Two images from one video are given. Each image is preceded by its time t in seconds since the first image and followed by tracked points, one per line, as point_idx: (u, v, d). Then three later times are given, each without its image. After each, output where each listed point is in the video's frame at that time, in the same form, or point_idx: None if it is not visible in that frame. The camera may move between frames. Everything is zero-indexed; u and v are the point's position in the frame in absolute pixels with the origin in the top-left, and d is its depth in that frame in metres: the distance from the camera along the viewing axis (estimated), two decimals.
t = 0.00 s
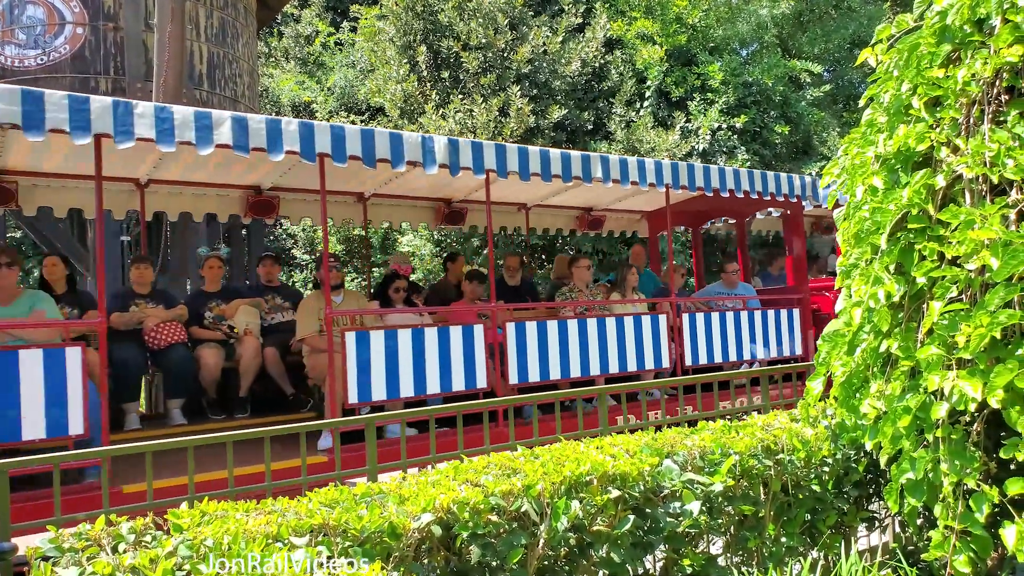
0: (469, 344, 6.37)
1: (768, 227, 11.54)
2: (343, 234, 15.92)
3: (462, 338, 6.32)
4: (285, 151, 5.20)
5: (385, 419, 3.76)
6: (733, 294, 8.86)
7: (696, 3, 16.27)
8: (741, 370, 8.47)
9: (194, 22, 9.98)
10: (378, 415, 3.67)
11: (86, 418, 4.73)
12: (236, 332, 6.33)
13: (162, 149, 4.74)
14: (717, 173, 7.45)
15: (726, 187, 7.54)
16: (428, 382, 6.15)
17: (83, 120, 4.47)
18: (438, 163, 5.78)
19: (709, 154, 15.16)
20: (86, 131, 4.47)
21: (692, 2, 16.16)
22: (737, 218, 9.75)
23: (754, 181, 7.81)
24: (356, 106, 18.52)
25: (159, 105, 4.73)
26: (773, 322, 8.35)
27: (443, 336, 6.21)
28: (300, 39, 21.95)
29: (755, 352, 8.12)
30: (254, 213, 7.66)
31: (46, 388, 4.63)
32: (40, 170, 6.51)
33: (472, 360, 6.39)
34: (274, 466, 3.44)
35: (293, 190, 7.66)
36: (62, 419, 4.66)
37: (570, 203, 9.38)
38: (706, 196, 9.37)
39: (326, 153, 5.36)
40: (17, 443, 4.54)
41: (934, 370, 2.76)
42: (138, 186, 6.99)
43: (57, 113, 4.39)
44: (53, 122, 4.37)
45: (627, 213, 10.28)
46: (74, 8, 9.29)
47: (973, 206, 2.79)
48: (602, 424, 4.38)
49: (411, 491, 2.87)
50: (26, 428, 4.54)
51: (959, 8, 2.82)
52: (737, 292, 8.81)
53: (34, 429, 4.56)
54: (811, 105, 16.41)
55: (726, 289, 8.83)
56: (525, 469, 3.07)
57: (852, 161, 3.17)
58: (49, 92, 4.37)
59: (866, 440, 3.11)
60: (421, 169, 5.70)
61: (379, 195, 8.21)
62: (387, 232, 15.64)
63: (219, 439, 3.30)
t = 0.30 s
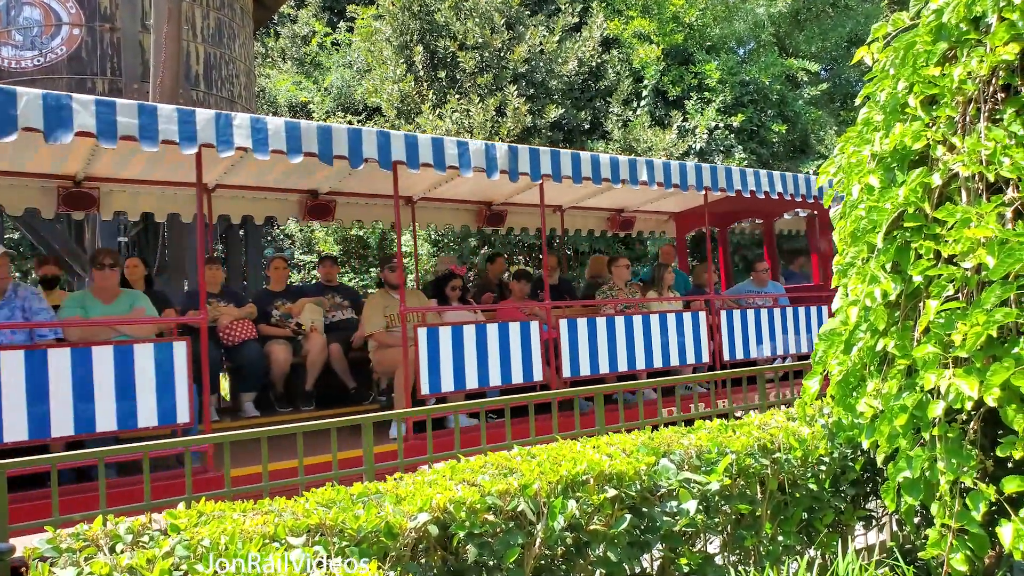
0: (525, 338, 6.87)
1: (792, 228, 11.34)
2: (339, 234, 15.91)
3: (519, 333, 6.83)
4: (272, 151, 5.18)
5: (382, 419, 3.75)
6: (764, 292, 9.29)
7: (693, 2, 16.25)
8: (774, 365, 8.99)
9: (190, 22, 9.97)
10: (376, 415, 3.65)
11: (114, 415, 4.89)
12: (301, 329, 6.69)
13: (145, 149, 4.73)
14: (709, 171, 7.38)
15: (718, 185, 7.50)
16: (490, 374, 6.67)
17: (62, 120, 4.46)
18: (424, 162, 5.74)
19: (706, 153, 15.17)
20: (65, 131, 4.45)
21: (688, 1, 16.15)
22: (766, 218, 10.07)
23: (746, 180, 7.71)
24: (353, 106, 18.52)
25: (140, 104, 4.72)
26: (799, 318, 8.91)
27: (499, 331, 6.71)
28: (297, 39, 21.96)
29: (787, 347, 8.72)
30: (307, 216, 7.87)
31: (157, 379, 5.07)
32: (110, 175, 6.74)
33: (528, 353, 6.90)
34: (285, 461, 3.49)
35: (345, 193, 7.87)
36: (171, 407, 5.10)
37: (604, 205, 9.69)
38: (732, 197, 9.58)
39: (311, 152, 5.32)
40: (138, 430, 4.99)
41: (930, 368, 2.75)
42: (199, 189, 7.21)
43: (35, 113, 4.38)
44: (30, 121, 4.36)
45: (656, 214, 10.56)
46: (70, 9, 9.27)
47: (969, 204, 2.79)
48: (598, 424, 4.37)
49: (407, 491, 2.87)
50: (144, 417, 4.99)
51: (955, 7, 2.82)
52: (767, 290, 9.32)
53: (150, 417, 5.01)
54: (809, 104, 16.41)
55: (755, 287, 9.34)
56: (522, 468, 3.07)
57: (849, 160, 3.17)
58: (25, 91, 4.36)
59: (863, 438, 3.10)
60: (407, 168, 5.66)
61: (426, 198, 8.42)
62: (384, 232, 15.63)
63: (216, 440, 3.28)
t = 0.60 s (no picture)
0: (579, 334, 7.16)
1: (815, 231, 11.29)
2: (338, 232, 15.93)
3: (573, 328, 7.11)
4: (260, 147, 5.09)
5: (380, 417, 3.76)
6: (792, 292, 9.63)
7: (693, 3, 16.25)
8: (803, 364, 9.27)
9: (189, 19, 9.96)
10: (373, 413, 3.65)
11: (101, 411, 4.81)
12: (364, 323, 7.02)
13: (123, 144, 4.58)
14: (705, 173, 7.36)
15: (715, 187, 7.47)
16: (546, 367, 6.95)
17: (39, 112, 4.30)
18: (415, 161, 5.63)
19: (705, 154, 15.21)
20: (43, 123, 4.30)
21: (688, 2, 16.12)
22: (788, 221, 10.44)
23: (741, 181, 7.67)
24: (353, 104, 18.51)
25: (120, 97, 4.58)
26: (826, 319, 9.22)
27: (554, 327, 7.01)
28: (297, 36, 21.95)
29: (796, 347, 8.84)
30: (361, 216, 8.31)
31: (244, 370, 5.38)
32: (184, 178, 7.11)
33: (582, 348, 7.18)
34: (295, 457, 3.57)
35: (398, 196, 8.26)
36: (265, 396, 5.45)
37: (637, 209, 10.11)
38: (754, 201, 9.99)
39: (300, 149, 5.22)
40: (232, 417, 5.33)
41: (925, 371, 2.77)
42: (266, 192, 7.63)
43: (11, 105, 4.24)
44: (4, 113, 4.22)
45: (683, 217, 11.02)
46: (70, 4, 9.27)
47: (965, 208, 2.80)
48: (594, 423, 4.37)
49: (403, 489, 2.88)
50: (238, 405, 5.32)
51: (953, 11, 2.83)
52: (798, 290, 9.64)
53: (245, 405, 5.36)
54: (808, 107, 16.41)
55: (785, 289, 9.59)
56: (518, 468, 3.08)
57: (846, 162, 3.19)
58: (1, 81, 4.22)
59: (858, 440, 3.11)
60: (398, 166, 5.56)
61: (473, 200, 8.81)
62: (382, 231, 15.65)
63: (212, 437, 3.28)
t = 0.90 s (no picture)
0: (627, 330, 7.62)
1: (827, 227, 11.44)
2: (336, 234, 15.93)
3: (623, 325, 7.57)
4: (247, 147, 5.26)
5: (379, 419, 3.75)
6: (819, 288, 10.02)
7: (689, 2, 16.25)
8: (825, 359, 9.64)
9: (186, 23, 9.95)
10: (373, 416, 3.64)
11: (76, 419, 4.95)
12: (421, 321, 7.32)
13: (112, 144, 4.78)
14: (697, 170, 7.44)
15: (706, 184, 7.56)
16: (598, 361, 7.41)
17: (30, 112, 4.51)
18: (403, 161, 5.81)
19: (702, 153, 15.24)
20: (32, 123, 4.50)
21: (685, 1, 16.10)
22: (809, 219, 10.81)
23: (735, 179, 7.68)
24: (350, 106, 18.51)
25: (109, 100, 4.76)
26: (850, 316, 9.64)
27: (605, 324, 7.47)
28: (293, 39, 21.93)
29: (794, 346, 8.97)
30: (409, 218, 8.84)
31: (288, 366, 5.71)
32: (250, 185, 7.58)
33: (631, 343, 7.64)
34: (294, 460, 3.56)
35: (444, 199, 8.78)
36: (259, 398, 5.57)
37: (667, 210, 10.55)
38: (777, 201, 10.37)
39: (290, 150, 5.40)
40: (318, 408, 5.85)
41: (924, 368, 2.77)
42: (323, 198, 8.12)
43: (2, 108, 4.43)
44: None
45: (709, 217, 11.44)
46: (67, 9, 9.27)
47: (963, 205, 2.80)
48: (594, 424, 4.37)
49: (403, 491, 2.87)
50: (326, 395, 5.85)
51: (949, 8, 2.83)
52: (823, 288, 10.10)
53: (333, 395, 5.88)
54: (805, 104, 16.41)
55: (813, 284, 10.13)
56: (518, 468, 3.08)
57: (844, 160, 3.18)
58: None
59: (858, 438, 3.11)
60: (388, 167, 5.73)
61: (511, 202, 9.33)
62: (380, 232, 15.65)
63: (210, 441, 3.26)
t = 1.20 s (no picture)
0: (671, 326, 8.05)
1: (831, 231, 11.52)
2: (335, 231, 15.94)
3: (666, 321, 8.00)
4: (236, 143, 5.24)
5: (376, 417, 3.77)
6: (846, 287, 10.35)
7: (690, 1, 16.22)
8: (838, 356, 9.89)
9: (186, 19, 9.94)
10: (371, 414, 3.66)
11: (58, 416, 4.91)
12: (471, 317, 7.63)
13: (100, 139, 4.74)
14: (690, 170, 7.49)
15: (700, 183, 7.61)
16: (644, 356, 7.85)
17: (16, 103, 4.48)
18: (395, 158, 5.79)
19: (702, 153, 15.26)
20: (18, 113, 4.47)
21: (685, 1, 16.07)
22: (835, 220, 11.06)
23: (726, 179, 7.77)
24: (350, 103, 18.50)
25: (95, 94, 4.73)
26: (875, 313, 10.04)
27: (650, 320, 7.91)
28: (293, 36, 21.88)
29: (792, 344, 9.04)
30: (455, 219, 9.20)
31: (341, 364, 6.06)
32: (310, 187, 7.93)
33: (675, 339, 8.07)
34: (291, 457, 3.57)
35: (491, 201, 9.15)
36: (239, 397, 5.59)
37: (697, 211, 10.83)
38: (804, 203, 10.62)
39: (277, 147, 5.40)
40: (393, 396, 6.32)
41: (922, 369, 2.77)
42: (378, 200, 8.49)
43: None
44: None
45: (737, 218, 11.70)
46: (66, 4, 9.26)
47: (962, 207, 2.80)
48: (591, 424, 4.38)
49: (401, 489, 2.88)
50: (402, 384, 6.33)
51: (949, 10, 2.83)
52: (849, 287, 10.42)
53: (409, 385, 6.38)
54: (805, 105, 16.41)
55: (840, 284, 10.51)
56: (516, 467, 3.08)
57: (843, 161, 3.19)
58: None
59: (855, 439, 3.12)
60: (379, 163, 5.72)
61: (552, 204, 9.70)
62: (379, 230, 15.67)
63: (208, 438, 3.28)
